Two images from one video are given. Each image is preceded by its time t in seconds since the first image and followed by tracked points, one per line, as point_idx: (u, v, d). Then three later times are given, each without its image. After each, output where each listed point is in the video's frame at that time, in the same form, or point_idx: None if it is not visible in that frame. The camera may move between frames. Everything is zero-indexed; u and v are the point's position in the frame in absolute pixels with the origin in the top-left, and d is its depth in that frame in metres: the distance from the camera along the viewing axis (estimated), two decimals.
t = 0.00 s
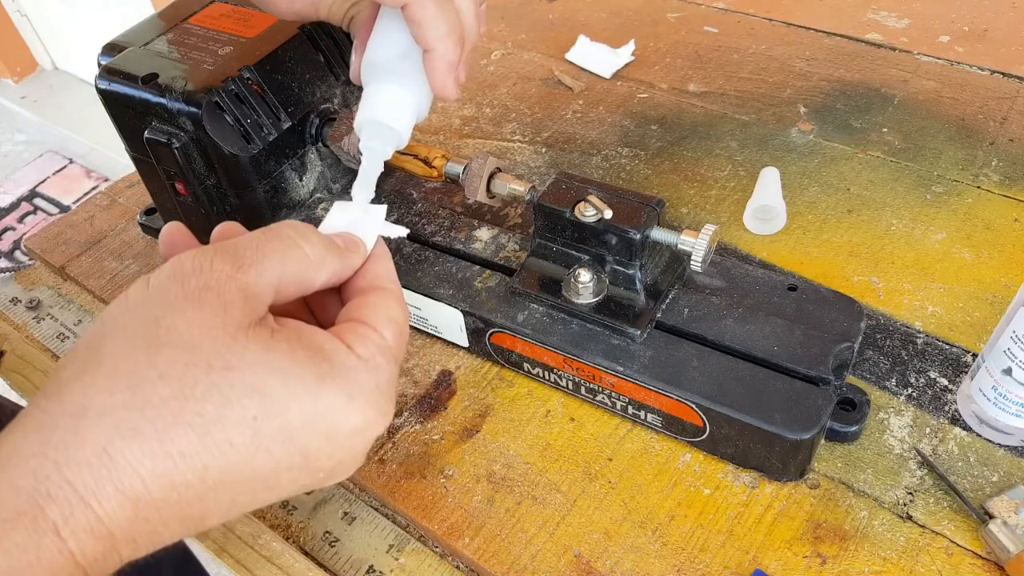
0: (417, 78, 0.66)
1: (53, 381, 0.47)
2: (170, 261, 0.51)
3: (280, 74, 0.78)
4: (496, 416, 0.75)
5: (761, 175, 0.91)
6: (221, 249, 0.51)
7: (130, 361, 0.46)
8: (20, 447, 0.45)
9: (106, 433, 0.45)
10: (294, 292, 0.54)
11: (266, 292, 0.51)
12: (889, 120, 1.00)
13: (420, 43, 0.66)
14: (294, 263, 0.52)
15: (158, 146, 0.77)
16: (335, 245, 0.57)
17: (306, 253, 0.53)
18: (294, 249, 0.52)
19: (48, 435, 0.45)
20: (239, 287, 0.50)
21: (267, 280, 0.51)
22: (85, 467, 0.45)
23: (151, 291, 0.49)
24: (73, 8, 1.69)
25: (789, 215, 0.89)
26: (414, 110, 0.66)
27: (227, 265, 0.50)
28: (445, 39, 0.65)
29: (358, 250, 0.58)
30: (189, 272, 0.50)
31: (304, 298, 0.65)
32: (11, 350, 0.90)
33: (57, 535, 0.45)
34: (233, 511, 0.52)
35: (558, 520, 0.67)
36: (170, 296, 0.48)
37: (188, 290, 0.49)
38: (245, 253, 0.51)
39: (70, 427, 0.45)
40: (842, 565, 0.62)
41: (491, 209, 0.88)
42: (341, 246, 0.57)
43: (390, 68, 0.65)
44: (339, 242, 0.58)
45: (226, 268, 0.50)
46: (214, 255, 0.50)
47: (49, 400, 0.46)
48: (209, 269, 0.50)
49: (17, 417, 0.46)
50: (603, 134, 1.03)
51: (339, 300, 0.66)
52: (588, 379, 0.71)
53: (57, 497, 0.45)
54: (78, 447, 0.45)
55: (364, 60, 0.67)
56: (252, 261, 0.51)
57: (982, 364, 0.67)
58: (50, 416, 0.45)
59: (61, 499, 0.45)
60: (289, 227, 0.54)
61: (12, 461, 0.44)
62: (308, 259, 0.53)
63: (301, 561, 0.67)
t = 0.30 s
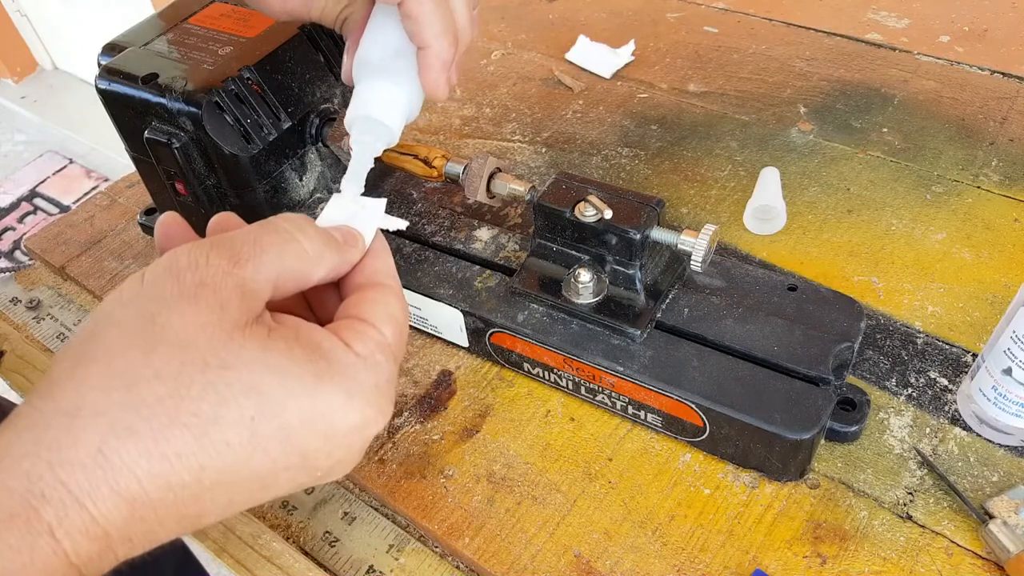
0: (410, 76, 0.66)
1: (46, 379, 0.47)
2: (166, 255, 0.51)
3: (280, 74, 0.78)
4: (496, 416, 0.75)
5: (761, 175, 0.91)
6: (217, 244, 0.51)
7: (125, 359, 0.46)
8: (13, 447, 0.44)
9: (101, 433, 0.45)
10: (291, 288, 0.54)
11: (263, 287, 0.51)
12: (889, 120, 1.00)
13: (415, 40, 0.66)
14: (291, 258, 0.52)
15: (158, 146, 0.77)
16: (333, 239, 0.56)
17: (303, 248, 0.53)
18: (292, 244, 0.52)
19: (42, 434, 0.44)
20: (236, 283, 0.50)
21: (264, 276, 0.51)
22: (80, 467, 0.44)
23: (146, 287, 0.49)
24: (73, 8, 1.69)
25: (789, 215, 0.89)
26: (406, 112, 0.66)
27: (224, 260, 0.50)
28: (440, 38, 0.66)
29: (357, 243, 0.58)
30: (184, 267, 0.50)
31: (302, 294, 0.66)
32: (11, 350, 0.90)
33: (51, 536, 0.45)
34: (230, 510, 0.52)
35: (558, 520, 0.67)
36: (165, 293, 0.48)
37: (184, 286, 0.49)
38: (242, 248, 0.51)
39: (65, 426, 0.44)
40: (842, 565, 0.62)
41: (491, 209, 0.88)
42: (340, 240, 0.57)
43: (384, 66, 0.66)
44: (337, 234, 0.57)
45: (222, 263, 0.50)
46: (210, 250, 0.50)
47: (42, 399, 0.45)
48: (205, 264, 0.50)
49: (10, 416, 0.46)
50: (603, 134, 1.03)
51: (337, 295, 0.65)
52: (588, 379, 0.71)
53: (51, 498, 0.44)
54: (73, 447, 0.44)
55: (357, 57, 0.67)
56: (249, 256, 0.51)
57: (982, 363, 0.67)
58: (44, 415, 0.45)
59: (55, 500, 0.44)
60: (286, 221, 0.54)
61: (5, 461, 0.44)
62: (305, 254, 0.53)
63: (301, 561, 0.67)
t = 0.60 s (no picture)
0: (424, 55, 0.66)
1: (19, 368, 0.45)
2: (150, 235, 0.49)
3: (280, 74, 0.78)
4: (496, 416, 0.75)
5: (761, 175, 0.90)
6: (205, 229, 0.50)
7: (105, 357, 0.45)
8: None
9: (81, 435, 0.44)
10: (281, 270, 0.53)
11: (252, 274, 0.51)
12: (889, 120, 1.00)
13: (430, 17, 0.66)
14: (281, 245, 0.52)
15: (158, 146, 0.77)
16: (328, 216, 0.56)
17: (297, 232, 0.53)
18: (283, 232, 0.52)
19: (15, 435, 0.43)
20: (224, 272, 0.49)
21: (254, 263, 0.51)
22: (59, 469, 0.44)
23: (127, 274, 0.47)
24: (73, 7, 1.69)
25: (789, 215, 0.89)
26: (421, 88, 0.65)
27: (212, 248, 0.49)
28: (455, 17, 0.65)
29: (350, 221, 0.58)
30: (170, 253, 0.48)
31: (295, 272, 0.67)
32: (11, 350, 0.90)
33: (30, 532, 0.45)
34: (213, 501, 0.52)
35: (558, 520, 0.67)
36: (147, 283, 0.47)
37: (169, 276, 0.47)
38: (231, 235, 0.50)
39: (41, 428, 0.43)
40: (842, 565, 0.62)
41: (491, 209, 0.88)
42: (335, 219, 0.57)
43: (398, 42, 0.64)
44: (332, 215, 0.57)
45: (210, 251, 0.49)
46: (197, 236, 0.49)
47: (15, 394, 0.44)
48: (192, 252, 0.49)
49: None
50: (603, 134, 1.03)
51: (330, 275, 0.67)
52: (588, 379, 0.71)
53: (29, 499, 0.44)
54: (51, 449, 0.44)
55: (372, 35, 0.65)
56: (239, 245, 0.50)
57: (982, 364, 0.67)
58: (17, 415, 0.43)
59: (33, 501, 0.44)
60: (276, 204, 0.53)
61: None
62: (297, 240, 0.53)
63: (301, 561, 0.67)
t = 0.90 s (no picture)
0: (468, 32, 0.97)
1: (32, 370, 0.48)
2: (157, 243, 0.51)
3: (280, 74, 0.78)
4: (496, 416, 0.75)
5: (762, 176, 0.89)
6: (208, 238, 0.51)
7: (101, 359, 0.46)
8: None
9: (73, 433, 0.45)
10: (285, 283, 0.54)
11: (251, 283, 0.51)
12: (889, 121, 1.00)
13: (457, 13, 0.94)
14: (284, 257, 0.52)
15: (158, 146, 0.77)
16: (336, 233, 0.56)
17: (301, 246, 0.53)
18: (288, 246, 0.53)
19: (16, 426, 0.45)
20: (222, 280, 0.50)
21: (254, 272, 0.51)
22: (51, 461, 0.46)
23: (131, 279, 0.49)
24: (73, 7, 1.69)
25: (789, 215, 0.89)
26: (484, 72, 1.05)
27: (211, 254, 0.50)
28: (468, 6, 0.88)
29: (360, 239, 0.58)
30: (171, 260, 0.49)
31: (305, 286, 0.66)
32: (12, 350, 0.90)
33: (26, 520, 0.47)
34: (209, 515, 0.52)
35: (558, 520, 0.67)
36: (148, 290, 0.48)
37: (169, 282, 0.49)
38: (233, 243, 0.51)
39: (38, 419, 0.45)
40: (842, 565, 0.62)
41: (491, 209, 0.88)
42: (345, 234, 0.57)
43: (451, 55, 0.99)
44: (340, 231, 0.57)
45: (211, 258, 0.50)
46: (200, 242, 0.50)
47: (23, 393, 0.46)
48: (194, 259, 0.50)
49: None
50: (603, 134, 1.03)
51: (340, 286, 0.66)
52: (588, 379, 0.71)
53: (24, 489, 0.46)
54: (45, 440, 0.45)
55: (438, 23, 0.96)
56: (240, 256, 0.51)
57: (982, 363, 0.67)
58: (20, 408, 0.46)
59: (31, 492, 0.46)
60: (281, 218, 0.54)
61: None
62: (299, 253, 0.53)
63: (301, 561, 0.67)
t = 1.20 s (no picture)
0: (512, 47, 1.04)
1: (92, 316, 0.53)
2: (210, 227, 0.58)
3: (280, 74, 0.78)
4: (496, 416, 0.75)
5: (761, 177, 0.90)
6: (254, 222, 0.58)
7: (160, 302, 0.52)
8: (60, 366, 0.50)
9: (132, 360, 0.50)
10: (318, 266, 0.61)
11: (291, 259, 0.58)
12: (889, 121, 1.00)
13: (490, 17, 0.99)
14: (318, 239, 0.59)
15: (158, 145, 0.77)
16: (361, 228, 0.63)
17: (333, 233, 0.60)
18: (320, 231, 0.60)
19: (85, 357, 0.50)
20: (266, 250, 0.57)
21: (292, 253, 0.58)
22: (114, 386, 0.50)
23: (186, 249, 0.55)
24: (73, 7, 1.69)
25: (789, 215, 0.89)
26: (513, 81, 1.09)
27: (257, 233, 0.57)
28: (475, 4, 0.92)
29: (385, 236, 0.64)
30: (222, 235, 0.57)
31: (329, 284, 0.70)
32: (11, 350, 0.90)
33: (83, 446, 0.49)
34: (246, 456, 0.56)
35: (559, 520, 0.67)
36: (203, 253, 0.55)
37: (220, 248, 0.56)
38: (275, 227, 0.58)
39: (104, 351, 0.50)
40: (842, 565, 0.62)
41: (491, 209, 0.88)
42: (369, 230, 0.63)
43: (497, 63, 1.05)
44: (367, 224, 0.63)
45: (255, 235, 0.57)
46: (246, 224, 0.58)
47: (85, 332, 0.52)
48: (241, 233, 0.57)
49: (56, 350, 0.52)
50: (603, 134, 1.03)
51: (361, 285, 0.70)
52: (588, 379, 0.71)
53: (87, 409, 0.49)
54: (110, 368, 0.50)
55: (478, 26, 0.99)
56: (281, 234, 0.58)
57: (982, 363, 0.67)
58: (88, 342, 0.51)
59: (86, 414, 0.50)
60: (317, 215, 0.61)
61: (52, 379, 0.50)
62: (332, 242, 0.60)
63: (301, 561, 0.67)
